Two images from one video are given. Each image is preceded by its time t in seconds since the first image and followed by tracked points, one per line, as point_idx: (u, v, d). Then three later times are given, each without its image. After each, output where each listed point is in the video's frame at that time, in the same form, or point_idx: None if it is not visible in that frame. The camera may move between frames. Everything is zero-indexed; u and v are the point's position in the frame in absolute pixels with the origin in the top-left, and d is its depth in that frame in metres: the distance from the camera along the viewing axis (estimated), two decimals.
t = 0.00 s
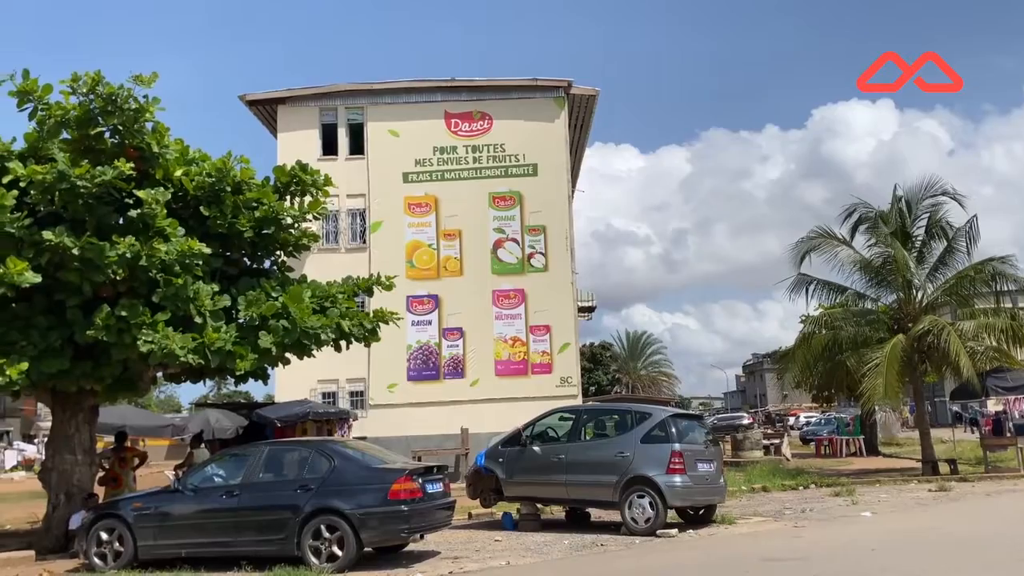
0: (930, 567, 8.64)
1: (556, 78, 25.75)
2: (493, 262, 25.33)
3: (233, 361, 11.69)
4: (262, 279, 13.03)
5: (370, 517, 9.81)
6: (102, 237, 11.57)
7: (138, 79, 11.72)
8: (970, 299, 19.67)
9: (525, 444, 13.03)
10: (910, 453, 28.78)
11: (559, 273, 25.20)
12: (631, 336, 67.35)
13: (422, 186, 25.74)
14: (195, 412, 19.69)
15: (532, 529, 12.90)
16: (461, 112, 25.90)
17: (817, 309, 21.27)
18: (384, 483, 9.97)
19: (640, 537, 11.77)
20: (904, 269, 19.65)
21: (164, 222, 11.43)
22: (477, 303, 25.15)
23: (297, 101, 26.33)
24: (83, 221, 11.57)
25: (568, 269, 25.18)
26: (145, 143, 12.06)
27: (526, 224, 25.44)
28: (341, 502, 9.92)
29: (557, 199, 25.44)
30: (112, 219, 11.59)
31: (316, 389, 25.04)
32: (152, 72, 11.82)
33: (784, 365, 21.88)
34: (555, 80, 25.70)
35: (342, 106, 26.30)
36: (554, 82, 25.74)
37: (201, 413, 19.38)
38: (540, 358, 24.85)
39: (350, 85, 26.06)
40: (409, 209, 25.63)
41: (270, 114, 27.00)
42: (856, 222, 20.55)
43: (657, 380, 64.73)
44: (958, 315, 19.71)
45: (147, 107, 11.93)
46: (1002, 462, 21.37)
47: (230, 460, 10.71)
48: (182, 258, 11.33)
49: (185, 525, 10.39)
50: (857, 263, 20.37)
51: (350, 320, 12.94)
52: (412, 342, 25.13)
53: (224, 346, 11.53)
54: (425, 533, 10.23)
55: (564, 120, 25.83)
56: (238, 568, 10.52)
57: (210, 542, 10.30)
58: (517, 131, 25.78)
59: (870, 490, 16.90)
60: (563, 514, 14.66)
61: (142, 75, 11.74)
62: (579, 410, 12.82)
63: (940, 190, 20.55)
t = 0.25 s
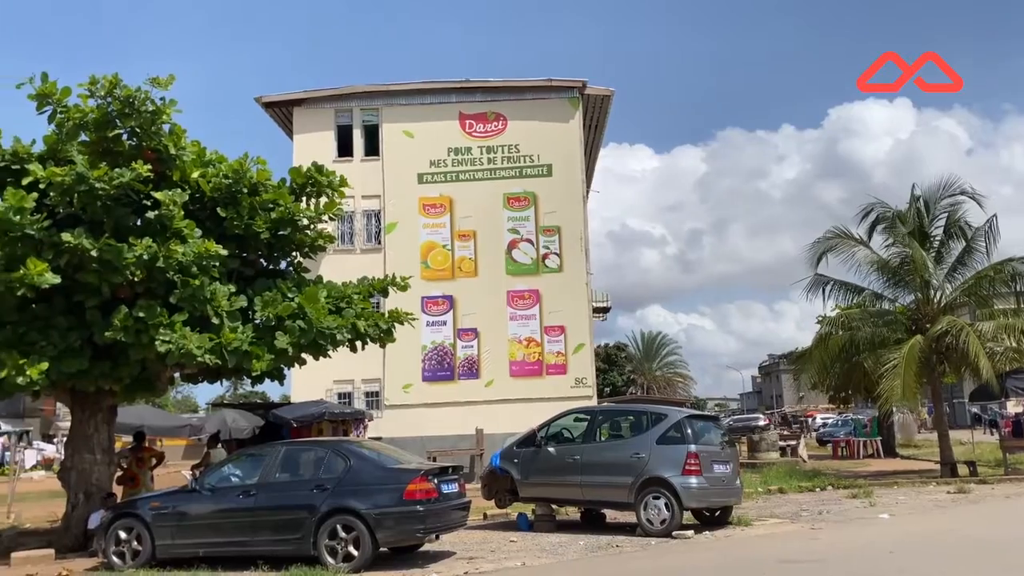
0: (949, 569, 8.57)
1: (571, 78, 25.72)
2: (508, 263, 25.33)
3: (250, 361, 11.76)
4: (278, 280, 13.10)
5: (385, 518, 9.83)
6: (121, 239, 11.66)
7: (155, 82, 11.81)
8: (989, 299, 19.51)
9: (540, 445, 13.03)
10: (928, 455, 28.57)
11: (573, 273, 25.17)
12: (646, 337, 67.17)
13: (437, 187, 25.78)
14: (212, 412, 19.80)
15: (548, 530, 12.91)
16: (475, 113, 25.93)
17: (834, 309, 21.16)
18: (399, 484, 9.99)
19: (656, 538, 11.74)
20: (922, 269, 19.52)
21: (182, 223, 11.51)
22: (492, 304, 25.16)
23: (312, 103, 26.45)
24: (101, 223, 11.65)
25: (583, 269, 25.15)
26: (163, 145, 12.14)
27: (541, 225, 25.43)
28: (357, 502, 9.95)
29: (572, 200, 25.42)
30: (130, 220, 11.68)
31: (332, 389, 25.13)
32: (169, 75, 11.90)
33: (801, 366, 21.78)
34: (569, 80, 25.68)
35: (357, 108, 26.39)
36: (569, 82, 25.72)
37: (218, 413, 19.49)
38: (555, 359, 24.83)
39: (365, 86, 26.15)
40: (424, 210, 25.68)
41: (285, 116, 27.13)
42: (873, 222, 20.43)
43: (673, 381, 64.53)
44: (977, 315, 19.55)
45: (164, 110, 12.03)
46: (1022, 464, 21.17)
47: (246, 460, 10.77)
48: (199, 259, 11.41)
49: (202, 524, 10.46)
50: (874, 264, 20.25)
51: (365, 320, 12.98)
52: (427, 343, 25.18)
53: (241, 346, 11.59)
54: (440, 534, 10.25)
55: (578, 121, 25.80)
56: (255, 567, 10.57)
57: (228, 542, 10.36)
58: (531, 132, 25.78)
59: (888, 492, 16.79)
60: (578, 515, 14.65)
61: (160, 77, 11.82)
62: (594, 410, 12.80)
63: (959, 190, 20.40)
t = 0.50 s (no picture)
0: (970, 571, 8.50)
1: (587, 78, 25.69)
2: (524, 263, 25.33)
3: (268, 362, 11.82)
4: (296, 281, 13.17)
5: (403, 518, 9.86)
6: (141, 240, 11.76)
7: (174, 85, 11.90)
8: (1011, 299, 19.32)
9: (557, 446, 13.02)
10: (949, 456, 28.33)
11: (590, 274, 25.14)
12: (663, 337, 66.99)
13: (453, 188, 25.82)
14: (230, 413, 19.92)
15: (565, 531, 12.91)
16: (491, 114, 25.95)
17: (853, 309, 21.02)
18: (417, 484, 10.02)
19: (673, 539, 11.71)
20: (943, 269, 19.36)
21: (201, 225, 11.59)
22: (509, 304, 25.17)
23: (329, 105, 26.56)
24: (121, 225, 11.74)
25: (600, 270, 25.11)
26: (181, 148, 12.23)
27: (557, 225, 25.41)
28: (375, 502, 9.98)
29: (588, 200, 25.38)
30: (150, 222, 11.78)
31: (349, 390, 25.23)
32: (187, 78, 11.99)
33: (820, 367, 21.65)
34: (585, 80, 25.65)
35: (374, 109, 26.48)
36: (585, 82, 25.68)
37: (236, 414, 19.61)
38: (572, 359, 24.81)
39: (381, 88, 26.23)
40: (440, 211, 25.73)
41: (302, 118, 27.26)
42: (893, 221, 20.28)
43: (690, 382, 64.32)
44: (999, 315, 19.36)
45: (182, 113, 12.12)
46: None
47: (265, 460, 10.82)
48: (218, 261, 11.50)
49: (221, 524, 10.52)
50: (894, 263, 20.10)
51: (382, 321, 13.01)
52: (444, 344, 25.22)
53: (259, 347, 11.66)
54: (458, 534, 10.27)
55: (595, 121, 25.76)
56: (273, 567, 10.63)
57: (247, 542, 10.42)
58: (547, 132, 25.77)
59: (909, 494, 16.66)
60: (596, 516, 14.63)
61: (178, 80, 11.92)
62: (612, 411, 12.77)
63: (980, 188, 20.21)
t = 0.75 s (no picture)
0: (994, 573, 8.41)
1: (603, 77, 25.64)
2: (541, 264, 25.32)
3: (288, 363, 11.88)
4: (315, 282, 13.23)
5: (423, 518, 9.88)
6: (161, 243, 11.84)
7: (193, 88, 11.98)
8: None
9: (576, 446, 13.01)
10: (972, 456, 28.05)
11: (607, 274, 25.09)
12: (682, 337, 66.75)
13: (470, 189, 25.85)
14: (251, 413, 20.04)
15: (584, 531, 12.89)
16: (508, 114, 25.97)
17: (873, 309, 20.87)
18: (436, 484, 10.03)
19: (693, 540, 11.67)
20: (965, 267, 19.18)
21: (220, 227, 11.67)
22: (526, 305, 25.17)
23: (346, 107, 26.68)
24: (142, 228, 11.84)
25: (617, 269, 25.06)
26: (201, 150, 12.31)
27: (574, 225, 25.38)
28: (394, 503, 10.01)
29: (605, 200, 25.34)
30: (170, 224, 11.87)
31: (368, 390, 25.31)
32: (206, 81, 12.08)
33: (840, 366, 21.51)
34: (602, 79, 25.60)
35: (391, 111, 26.56)
36: (601, 82, 25.64)
37: (257, 414, 19.71)
38: (589, 359, 24.77)
39: (398, 90, 26.32)
40: (457, 212, 25.76)
41: (320, 120, 27.40)
42: (914, 219, 20.12)
43: (709, 382, 64.05)
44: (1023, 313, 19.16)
45: (201, 116, 12.20)
46: None
47: (285, 461, 10.88)
48: (238, 263, 11.58)
49: (242, 524, 10.59)
50: (915, 261, 19.94)
51: (400, 322, 13.05)
52: (461, 344, 25.26)
53: (279, 348, 11.72)
54: (477, 534, 10.28)
55: (612, 120, 25.71)
56: (294, 567, 10.68)
57: (267, 542, 10.48)
58: (564, 132, 25.74)
59: (931, 494, 16.51)
60: (615, 517, 14.61)
61: (197, 83, 12.00)
62: (630, 412, 12.74)
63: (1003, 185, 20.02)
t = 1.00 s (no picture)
0: None
1: (621, 79, 25.58)
2: (560, 266, 25.30)
3: (309, 366, 11.94)
4: (335, 286, 13.29)
5: (443, 520, 9.88)
6: (184, 247, 11.94)
7: (214, 94, 12.08)
8: None
9: (597, 449, 12.97)
10: (999, 458, 27.70)
11: (627, 275, 25.02)
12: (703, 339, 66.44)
13: (488, 191, 25.88)
14: (272, 416, 20.14)
15: (605, 534, 12.85)
16: (526, 117, 25.98)
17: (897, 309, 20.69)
18: (456, 487, 10.04)
19: (715, 543, 11.61)
20: (990, 266, 18.97)
21: (242, 232, 11.75)
22: (545, 307, 25.15)
23: (365, 111, 26.81)
24: (165, 233, 11.94)
25: (637, 271, 24.98)
26: (222, 156, 12.40)
27: (593, 227, 25.34)
28: (415, 505, 10.03)
29: (624, 201, 25.28)
30: (192, 229, 11.97)
31: (388, 393, 25.39)
32: (226, 87, 12.16)
33: (864, 368, 21.33)
34: (620, 81, 25.54)
35: (409, 115, 26.65)
36: (620, 83, 25.58)
37: (278, 417, 19.81)
38: (609, 362, 24.71)
39: (416, 93, 26.40)
40: (476, 214, 25.79)
41: (340, 124, 27.55)
42: (937, 218, 19.93)
43: (730, 384, 63.71)
44: None
45: (223, 121, 12.29)
46: None
47: (307, 463, 10.93)
48: (259, 267, 11.65)
49: (264, 526, 10.65)
50: (939, 261, 19.74)
51: (420, 324, 13.07)
52: (481, 347, 25.28)
53: (300, 351, 11.77)
54: (498, 537, 10.27)
55: (630, 121, 25.64)
56: (316, 569, 10.73)
57: (289, 544, 10.53)
58: (582, 134, 25.71)
59: (958, 497, 16.33)
60: (636, 520, 14.56)
61: (218, 89, 12.09)
62: (651, 414, 12.69)
63: None
